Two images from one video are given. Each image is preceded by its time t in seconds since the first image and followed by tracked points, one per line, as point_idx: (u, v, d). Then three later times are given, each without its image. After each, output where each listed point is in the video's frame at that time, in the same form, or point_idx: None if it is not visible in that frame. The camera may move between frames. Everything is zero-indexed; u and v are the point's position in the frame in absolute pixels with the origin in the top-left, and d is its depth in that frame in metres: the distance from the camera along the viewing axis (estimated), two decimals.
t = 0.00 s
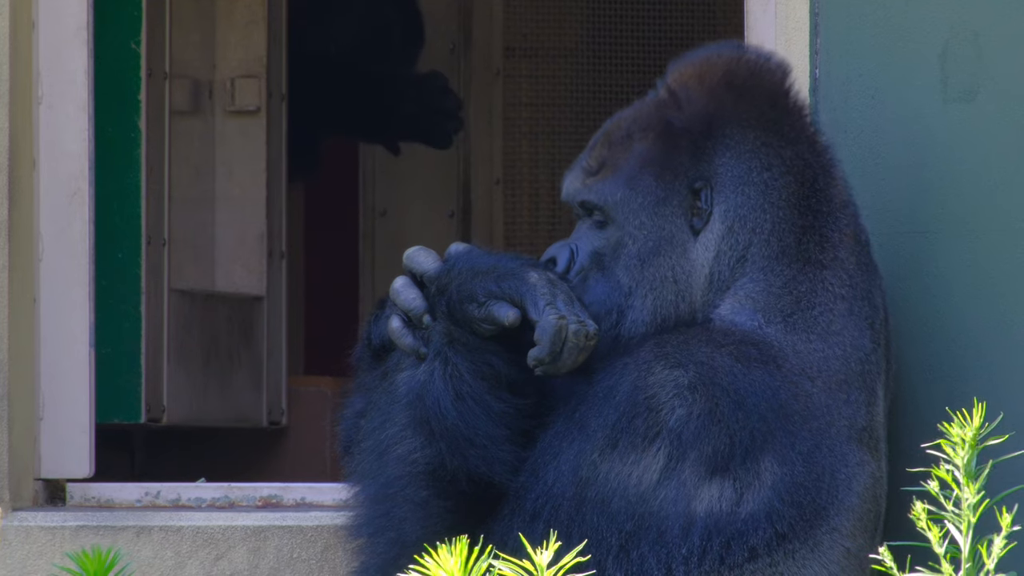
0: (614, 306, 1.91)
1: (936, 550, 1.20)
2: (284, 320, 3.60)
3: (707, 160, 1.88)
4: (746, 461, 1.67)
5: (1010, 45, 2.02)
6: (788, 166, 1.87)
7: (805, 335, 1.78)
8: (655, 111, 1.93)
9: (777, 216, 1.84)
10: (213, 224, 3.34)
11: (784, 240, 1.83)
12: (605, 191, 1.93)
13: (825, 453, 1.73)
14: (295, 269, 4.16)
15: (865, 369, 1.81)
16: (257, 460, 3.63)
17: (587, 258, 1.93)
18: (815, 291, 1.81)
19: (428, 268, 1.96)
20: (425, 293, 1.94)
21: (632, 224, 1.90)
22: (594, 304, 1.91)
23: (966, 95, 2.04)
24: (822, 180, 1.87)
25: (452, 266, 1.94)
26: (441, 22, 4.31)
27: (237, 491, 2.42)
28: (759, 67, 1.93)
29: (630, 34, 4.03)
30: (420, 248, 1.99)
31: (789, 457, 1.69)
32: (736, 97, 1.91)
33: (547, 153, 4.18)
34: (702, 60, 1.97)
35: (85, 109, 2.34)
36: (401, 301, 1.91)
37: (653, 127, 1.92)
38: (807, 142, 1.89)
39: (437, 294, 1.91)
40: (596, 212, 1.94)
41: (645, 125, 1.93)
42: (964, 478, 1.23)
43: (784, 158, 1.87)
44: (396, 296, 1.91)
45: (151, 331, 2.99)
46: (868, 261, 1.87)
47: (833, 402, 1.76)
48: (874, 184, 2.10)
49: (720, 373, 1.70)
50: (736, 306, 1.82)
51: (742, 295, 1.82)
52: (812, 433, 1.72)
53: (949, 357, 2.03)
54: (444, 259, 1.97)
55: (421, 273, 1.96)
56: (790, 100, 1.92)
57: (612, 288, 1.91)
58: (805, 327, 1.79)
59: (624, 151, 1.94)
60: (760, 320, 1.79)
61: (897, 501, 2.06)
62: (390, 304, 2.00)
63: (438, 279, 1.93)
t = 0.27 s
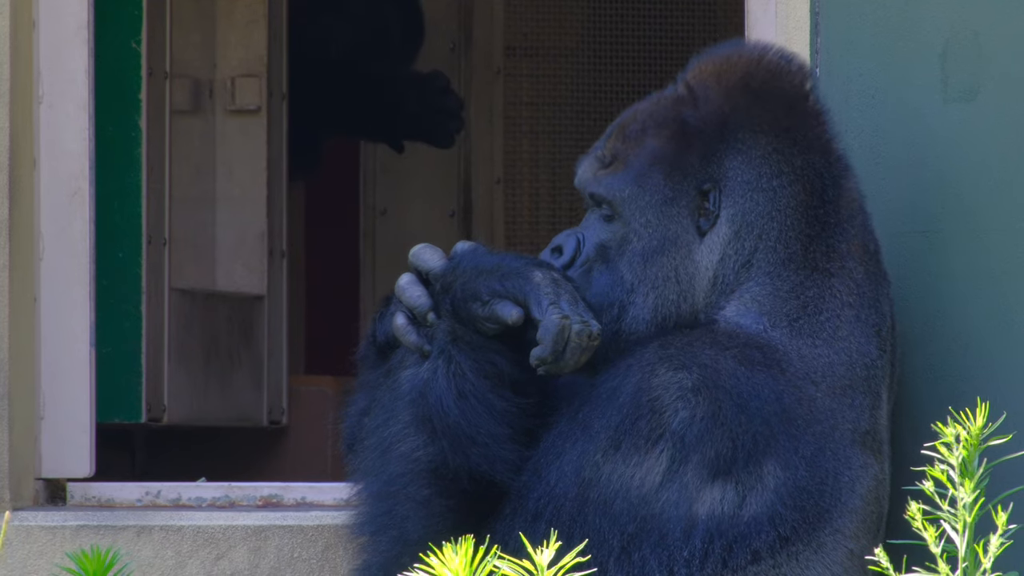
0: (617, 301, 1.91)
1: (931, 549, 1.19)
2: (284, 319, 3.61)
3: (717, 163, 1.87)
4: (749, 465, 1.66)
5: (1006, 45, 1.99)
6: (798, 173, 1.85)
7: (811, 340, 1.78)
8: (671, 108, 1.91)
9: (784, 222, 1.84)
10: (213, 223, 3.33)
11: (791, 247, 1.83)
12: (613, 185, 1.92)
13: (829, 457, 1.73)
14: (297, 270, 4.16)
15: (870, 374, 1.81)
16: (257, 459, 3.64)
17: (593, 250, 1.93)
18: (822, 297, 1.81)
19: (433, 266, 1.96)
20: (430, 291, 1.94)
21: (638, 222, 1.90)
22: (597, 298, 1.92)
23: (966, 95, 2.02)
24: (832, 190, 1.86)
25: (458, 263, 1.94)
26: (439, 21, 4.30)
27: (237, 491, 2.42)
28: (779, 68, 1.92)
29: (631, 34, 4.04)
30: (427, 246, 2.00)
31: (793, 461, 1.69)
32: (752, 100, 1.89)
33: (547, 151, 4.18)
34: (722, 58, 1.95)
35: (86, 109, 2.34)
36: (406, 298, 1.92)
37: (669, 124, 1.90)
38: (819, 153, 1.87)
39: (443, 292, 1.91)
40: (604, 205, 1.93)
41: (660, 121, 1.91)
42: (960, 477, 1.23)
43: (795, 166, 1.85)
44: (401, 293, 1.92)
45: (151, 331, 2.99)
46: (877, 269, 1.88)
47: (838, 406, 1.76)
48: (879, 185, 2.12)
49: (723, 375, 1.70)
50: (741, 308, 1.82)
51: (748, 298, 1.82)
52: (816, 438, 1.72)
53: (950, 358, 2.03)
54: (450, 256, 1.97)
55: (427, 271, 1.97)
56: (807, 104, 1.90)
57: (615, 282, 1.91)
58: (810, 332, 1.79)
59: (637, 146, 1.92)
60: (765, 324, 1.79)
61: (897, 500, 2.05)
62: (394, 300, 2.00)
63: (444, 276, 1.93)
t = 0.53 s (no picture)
0: (627, 302, 1.90)
1: (935, 549, 1.19)
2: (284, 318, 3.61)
3: (724, 164, 1.87)
4: (759, 467, 1.66)
5: (1005, 46, 1.96)
6: (805, 175, 1.86)
7: (821, 342, 1.80)
8: (677, 109, 1.92)
9: (793, 223, 1.84)
10: (213, 223, 3.33)
11: (800, 248, 1.84)
12: (622, 186, 1.91)
13: (838, 460, 1.74)
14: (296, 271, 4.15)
15: (880, 378, 1.83)
16: (257, 459, 3.64)
17: (602, 252, 1.92)
18: (832, 299, 1.82)
19: (442, 261, 1.96)
20: (437, 286, 1.95)
21: (646, 223, 1.89)
22: (607, 300, 1.90)
23: (966, 95, 2.01)
24: (838, 188, 1.86)
25: (466, 259, 1.95)
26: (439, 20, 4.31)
27: (237, 491, 2.42)
28: (784, 68, 1.92)
29: (631, 33, 4.04)
30: (434, 241, 2.00)
31: (803, 464, 1.70)
32: (758, 101, 1.89)
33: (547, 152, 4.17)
34: (727, 59, 1.95)
35: (85, 109, 2.34)
36: (414, 293, 1.91)
37: (676, 126, 1.90)
38: (827, 153, 1.88)
39: (451, 288, 1.91)
40: (612, 208, 1.92)
41: (666, 122, 1.91)
42: (964, 477, 1.22)
43: (802, 166, 1.86)
44: (409, 289, 1.92)
45: (151, 330, 2.99)
46: (885, 270, 1.89)
47: (848, 409, 1.78)
48: (881, 187, 2.15)
49: (734, 377, 1.69)
50: (751, 309, 1.83)
51: (758, 299, 1.83)
52: (825, 441, 1.73)
53: (952, 358, 2.03)
54: (458, 252, 1.97)
55: (434, 266, 1.97)
56: (814, 104, 1.90)
57: (625, 284, 1.90)
58: (820, 334, 1.80)
59: (644, 147, 1.92)
60: (776, 325, 1.80)
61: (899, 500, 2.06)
62: (401, 296, 2.00)
63: (453, 272, 1.93)
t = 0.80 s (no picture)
0: (629, 302, 1.89)
1: (932, 548, 1.19)
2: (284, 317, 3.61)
3: (724, 162, 1.87)
4: (763, 467, 1.67)
5: (1006, 46, 1.98)
6: (805, 171, 1.86)
7: (825, 341, 1.79)
8: (676, 110, 1.91)
9: (795, 223, 1.84)
10: (213, 222, 3.33)
11: (800, 247, 1.84)
12: (622, 187, 1.90)
13: (842, 460, 1.74)
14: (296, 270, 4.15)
15: (883, 378, 1.83)
16: (256, 458, 3.64)
17: (603, 253, 1.91)
18: (835, 299, 1.82)
19: (438, 258, 1.96)
20: (434, 284, 1.95)
21: (647, 223, 1.88)
22: (608, 301, 1.90)
23: (965, 94, 2.02)
24: (838, 186, 1.87)
25: (462, 256, 1.95)
26: (439, 20, 4.28)
27: (237, 490, 2.42)
28: (783, 67, 1.93)
29: (630, 32, 4.05)
30: (431, 239, 2.00)
31: (807, 463, 1.70)
32: (757, 100, 1.89)
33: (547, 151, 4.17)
34: (726, 59, 1.95)
35: (85, 108, 2.34)
36: (411, 292, 1.92)
37: (675, 126, 1.89)
38: (827, 150, 1.88)
39: (448, 286, 1.91)
40: (613, 208, 1.92)
41: (665, 123, 1.90)
42: (960, 477, 1.22)
43: (802, 163, 1.86)
44: (406, 287, 1.93)
45: (150, 330, 2.99)
46: (886, 269, 1.89)
47: (851, 409, 1.77)
48: (880, 185, 2.13)
49: (739, 377, 1.69)
50: (755, 309, 1.83)
51: (761, 299, 1.83)
52: (829, 441, 1.73)
53: (952, 358, 2.03)
54: (455, 250, 1.97)
55: (432, 264, 1.97)
56: (812, 102, 1.90)
57: (626, 285, 1.90)
58: (824, 333, 1.80)
59: (644, 148, 1.91)
60: (780, 325, 1.80)
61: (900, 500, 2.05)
62: (398, 295, 2.00)
63: (449, 269, 1.93)
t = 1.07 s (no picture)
0: (617, 294, 1.91)
1: (933, 548, 1.19)
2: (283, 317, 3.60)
3: (719, 160, 1.87)
4: (758, 467, 1.67)
5: (1007, 45, 2.00)
6: (800, 172, 1.86)
7: (820, 341, 1.79)
8: (676, 106, 1.93)
9: (788, 223, 1.84)
10: (213, 222, 3.33)
11: (794, 247, 1.83)
12: (616, 179, 1.93)
13: (838, 459, 1.74)
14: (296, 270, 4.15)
15: (878, 376, 1.82)
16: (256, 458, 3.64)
17: (595, 245, 1.93)
18: (830, 298, 1.81)
19: (441, 259, 1.97)
20: (437, 284, 1.95)
21: (639, 217, 1.90)
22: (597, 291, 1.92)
23: (965, 94, 2.03)
24: (835, 190, 1.86)
25: (466, 257, 1.95)
26: (439, 19, 4.29)
27: (236, 490, 2.42)
28: (786, 69, 1.93)
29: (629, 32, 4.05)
30: (434, 240, 2.01)
31: (802, 463, 1.70)
32: (757, 99, 1.90)
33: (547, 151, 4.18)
34: (729, 57, 1.97)
35: (84, 108, 2.34)
36: (413, 291, 1.91)
37: (673, 122, 1.91)
38: (824, 152, 1.88)
39: (450, 287, 1.90)
40: (607, 201, 1.94)
41: (665, 117, 1.92)
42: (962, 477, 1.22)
43: (798, 165, 1.86)
44: (408, 287, 1.92)
45: (150, 329, 2.98)
46: (882, 273, 1.88)
47: (846, 408, 1.77)
48: (879, 185, 2.12)
49: (733, 376, 1.69)
50: (750, 309, 1.82)
51: (756, 299, 1.82)
52: (824, 440, 1.73)
53: (951, 358, 2.03)
54: (458, 252, 1.98)
55: (434, 264, 1.97)
56: (813, 104, 1.91)
57: (616, 277, 1.92)
58: (819, 333, 1.79)
59: (641, 142, 1.92)
60: (775, 324, 1.79)
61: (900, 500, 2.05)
62: (401, 294, 2.00)
63: (451, 270, 1.93)
